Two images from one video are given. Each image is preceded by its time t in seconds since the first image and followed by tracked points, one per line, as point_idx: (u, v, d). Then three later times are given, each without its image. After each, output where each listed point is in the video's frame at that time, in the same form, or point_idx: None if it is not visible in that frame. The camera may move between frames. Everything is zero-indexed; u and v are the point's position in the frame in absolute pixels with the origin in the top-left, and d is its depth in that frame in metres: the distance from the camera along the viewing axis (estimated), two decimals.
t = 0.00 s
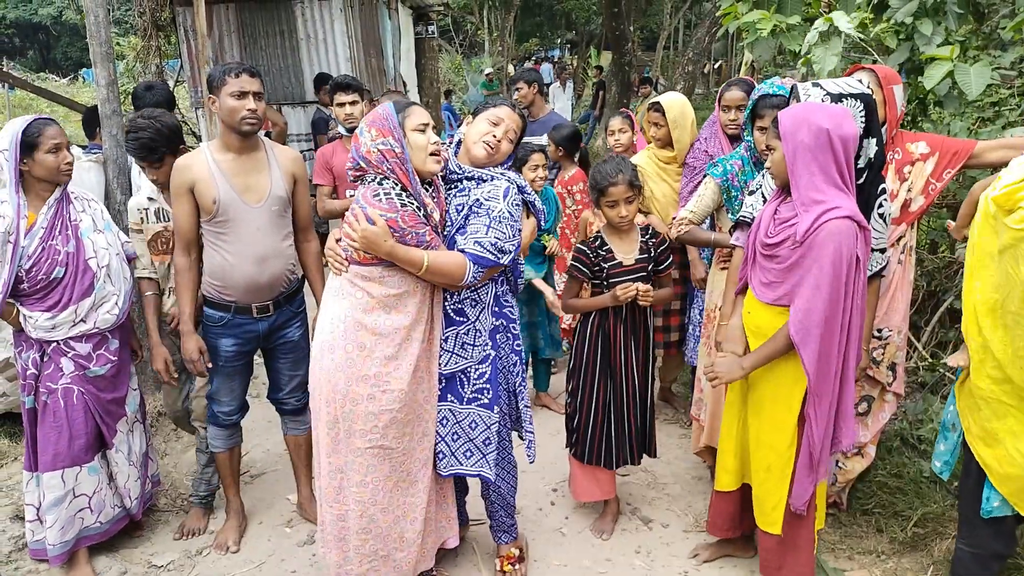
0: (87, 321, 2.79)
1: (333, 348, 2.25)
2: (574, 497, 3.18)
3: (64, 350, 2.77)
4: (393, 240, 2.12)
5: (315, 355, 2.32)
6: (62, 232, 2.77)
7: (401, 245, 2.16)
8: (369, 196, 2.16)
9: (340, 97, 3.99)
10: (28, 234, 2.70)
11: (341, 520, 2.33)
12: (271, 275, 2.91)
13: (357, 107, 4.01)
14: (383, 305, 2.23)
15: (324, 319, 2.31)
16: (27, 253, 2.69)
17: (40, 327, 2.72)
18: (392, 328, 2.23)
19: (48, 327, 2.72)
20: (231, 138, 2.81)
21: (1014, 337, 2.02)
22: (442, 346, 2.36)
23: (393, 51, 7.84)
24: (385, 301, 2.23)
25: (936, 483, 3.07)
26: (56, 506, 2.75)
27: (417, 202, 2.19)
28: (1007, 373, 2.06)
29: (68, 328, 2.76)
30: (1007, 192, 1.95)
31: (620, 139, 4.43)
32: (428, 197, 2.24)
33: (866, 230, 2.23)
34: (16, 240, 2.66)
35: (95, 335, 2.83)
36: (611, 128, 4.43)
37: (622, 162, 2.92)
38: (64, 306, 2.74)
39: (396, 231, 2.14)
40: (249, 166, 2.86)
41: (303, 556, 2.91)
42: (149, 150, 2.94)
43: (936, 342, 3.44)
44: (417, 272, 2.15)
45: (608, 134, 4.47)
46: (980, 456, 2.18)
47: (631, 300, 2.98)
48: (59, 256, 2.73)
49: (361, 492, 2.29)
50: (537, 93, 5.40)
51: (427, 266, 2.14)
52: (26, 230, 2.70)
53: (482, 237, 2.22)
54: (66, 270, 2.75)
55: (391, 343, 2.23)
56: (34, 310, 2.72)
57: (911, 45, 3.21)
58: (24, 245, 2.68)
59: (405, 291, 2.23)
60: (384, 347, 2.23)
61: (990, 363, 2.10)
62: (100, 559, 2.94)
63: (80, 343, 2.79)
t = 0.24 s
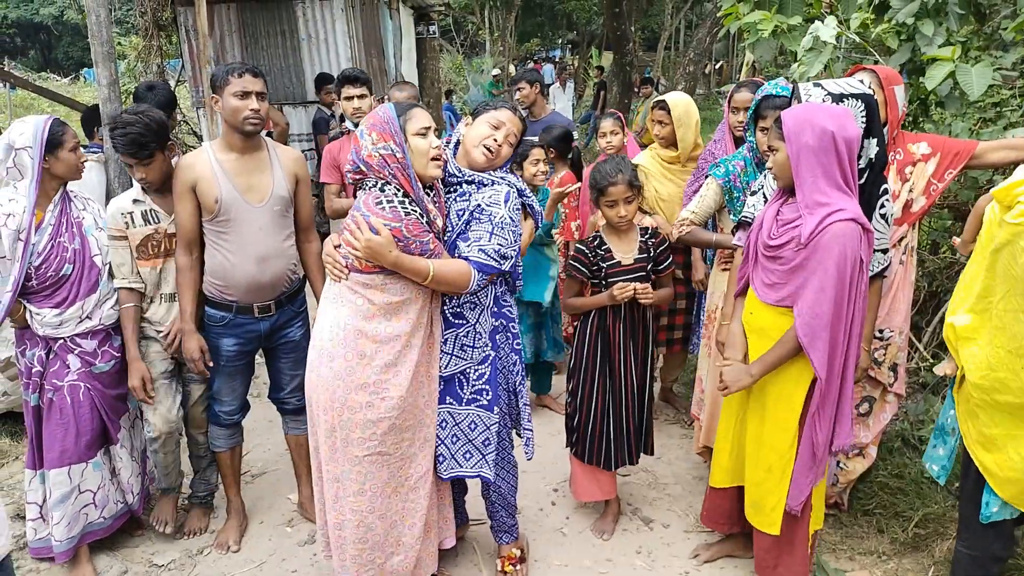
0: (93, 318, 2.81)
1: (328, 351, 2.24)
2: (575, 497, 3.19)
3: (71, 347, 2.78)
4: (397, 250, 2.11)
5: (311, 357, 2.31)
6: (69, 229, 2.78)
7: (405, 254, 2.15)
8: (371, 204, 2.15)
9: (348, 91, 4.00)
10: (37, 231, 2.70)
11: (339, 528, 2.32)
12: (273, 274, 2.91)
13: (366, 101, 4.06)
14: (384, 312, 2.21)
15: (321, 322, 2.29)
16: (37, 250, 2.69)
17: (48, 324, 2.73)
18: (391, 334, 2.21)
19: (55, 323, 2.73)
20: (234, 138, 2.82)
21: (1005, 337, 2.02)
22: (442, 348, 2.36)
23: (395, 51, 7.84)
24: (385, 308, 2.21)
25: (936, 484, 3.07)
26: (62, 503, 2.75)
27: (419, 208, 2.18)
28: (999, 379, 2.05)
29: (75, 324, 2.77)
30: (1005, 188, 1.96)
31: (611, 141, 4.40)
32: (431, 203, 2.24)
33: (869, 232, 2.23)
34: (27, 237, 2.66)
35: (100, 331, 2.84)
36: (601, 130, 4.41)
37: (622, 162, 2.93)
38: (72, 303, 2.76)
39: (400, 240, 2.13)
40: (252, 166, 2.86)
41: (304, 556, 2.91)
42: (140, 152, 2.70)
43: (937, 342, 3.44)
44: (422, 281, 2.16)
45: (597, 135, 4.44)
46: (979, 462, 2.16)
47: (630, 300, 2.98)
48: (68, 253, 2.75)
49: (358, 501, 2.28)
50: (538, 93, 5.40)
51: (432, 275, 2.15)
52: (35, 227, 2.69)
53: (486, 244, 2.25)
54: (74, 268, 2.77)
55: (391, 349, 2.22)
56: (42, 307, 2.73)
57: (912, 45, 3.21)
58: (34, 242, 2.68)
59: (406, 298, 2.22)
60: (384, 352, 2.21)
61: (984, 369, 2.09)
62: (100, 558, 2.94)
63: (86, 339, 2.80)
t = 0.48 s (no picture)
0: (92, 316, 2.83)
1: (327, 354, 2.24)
2: (573, 497, 3.19)
3: (71, 346, 2.78)
4: (402, 259, 2.11)
5: (309, 359, 2.31)
6: (70, 228, 2.78)
7: (409, 262, 2.15)
8: (373, 212, 2.14)
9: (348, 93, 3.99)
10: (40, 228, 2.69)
11: (342, 536, 2.31)
12: (274, 275, 2.92)
13: (366, 105, 4.02)
14: (386, 319, 2.20)
15: (320, 327, 2.28)
16: (41, 248, 2.68)
17: (49, 322, 2.72)
18: (394, 341, 2.21)
19: (56, 322, 2.73)
20: (235, 138, 2.82)
21: (996, 340, 2.02)
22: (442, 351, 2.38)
23: (394, 51, 7.84)
24: (386, 316, 2.20)
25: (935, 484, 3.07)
26: (67, 502, 2.75)
27: (419, 213, 2.19)
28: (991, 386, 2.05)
29: (75, 323, 2.78)
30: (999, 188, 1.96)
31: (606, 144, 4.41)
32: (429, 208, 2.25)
33: (875, 233, 2.25)
34: (32, 235, 2.64)
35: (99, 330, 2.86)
36: (594, 134, 4.41)
37: (618, 163, 2.93)
38: (74, 301, 2.77)
39: (405, 248, 2.14)
40: (253, 167, 2.86)
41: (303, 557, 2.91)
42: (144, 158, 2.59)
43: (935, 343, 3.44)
44: (428, 289, 2.15)
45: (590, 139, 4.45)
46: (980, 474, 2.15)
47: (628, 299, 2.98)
48: (70, 252, 2.75)
49: (362, 509, 2.27)
50: (537, 94, 5.40)
51: (438, 283, 2.15)
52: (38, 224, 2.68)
53: (488, 249, 2.23)
54: (76, 266, 2.77)
55: (393, 357, 2.21)
56: (45, 305, 2.72)
57: (911, 46, 3.21)
58: (38, 240, 2.67)
59: (408, 307, 2.21)
60: (388, 356, 2.21)
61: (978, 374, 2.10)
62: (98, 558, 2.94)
63: (86, 338, 2.81)
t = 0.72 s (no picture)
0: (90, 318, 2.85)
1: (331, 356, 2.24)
2: (575, 498, 3.19)
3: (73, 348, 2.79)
4: (412, 271, 2.10)
5: (312, 358, 2.31)
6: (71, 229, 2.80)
7: (418, 273, 2.14)
8: (381, 223, 2.12)
9: (339, 98, 3.93)
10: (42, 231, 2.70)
11: (352, 545, 2.29)
12: (278, 277, 2.92)
13: (357, 108, 3.99)
14: (394, 328, 2.20)
15: (325, 329, 2.28)
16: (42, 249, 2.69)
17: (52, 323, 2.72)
18: (402, 349, 2.21)
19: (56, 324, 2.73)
20: (237, 140, 2.82)
21: (998, 341, 2.02)
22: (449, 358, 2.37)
23: (394, 53, 7.84)
24: (395, 326, 2.20)
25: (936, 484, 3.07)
26: (77, 502, 2.78)
27: (427, 222, 2.18)
28: (997, 389, 2.03)
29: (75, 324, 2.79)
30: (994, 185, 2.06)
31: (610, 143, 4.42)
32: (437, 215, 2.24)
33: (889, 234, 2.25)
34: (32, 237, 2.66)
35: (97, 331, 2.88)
36: (598, 132, 4.41)
37: (619, 163, 2.93)
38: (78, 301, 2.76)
39: (415, 259, 2.13)
40: (255, 169, 2.86)
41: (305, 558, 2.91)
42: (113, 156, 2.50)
43: (937, 342, 3.43)
44: (437, 300, 2.15)
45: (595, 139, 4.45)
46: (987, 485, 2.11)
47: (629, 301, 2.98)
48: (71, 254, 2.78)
49: (373, 519, 2.26)
50: (537, 94, 5.40)
51: (447, 294, 2.15)
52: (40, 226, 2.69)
53: (498, 259, 2.24)
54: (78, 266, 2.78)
55: (399, 366, 2.21)
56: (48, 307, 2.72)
57: (911, 45, 3.22)
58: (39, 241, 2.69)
59: (417, 316, 2.22)
60: (394, 364, 2.21)
61: (981, 377, 2.09)
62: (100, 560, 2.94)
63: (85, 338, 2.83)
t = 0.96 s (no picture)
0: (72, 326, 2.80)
1: (332, 356, 2.24)
2: (574, 498, 3.19)
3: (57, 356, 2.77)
4: (413, 283, 2.11)
5: (314, 357, 2.31)
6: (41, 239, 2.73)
7: (420, 286, 2.14)
8: (385, 234, 2.12)
9: (322, 95, 3.79)
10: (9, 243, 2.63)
11: (334, 550, 2.29)
12: (278, 277, 2.92)
13: (343, 106, 3.80)
14: (394, 332, 2.20)
15: (328, 331, 2.29)
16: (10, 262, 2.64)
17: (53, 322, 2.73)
18: (402, 356, 2.21)
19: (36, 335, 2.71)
20: (238, 140, 2.82)
21: (995, 341, 2.03)
22: (457, 363, 2.36)
23: (394, 53, 7.84)
24: (396, 332, 2.20)
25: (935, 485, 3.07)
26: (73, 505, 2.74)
27: (435, 236, 2.18)
28: (993, 390, 2.04)
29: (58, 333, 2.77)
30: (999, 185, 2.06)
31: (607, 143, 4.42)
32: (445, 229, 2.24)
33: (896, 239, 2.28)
34: None
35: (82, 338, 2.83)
36: (596, 131, 4.41)
37: (619, 163, 2.94)
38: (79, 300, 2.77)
39: (416, 273, 2.13)
40: (255, 169, 2.86)
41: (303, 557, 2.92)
42: (64, 153, 2.25)
43: (936, 343, 3.44)
44: (439, 312, 2.15)
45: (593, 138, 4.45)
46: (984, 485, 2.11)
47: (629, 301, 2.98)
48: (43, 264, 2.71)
49: (357, 523, 2.26)
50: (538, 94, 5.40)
51: (450, 307, 2.15)
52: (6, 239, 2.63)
53: (504, 270, 2.21)
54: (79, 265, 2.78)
55: (399, 371, 2.21)
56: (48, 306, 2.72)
57: (911, 47, 3.22)
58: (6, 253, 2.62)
59: (421, 325, 2.22)
60: (393, 367, 2.20)
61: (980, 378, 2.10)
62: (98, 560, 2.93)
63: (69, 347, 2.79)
